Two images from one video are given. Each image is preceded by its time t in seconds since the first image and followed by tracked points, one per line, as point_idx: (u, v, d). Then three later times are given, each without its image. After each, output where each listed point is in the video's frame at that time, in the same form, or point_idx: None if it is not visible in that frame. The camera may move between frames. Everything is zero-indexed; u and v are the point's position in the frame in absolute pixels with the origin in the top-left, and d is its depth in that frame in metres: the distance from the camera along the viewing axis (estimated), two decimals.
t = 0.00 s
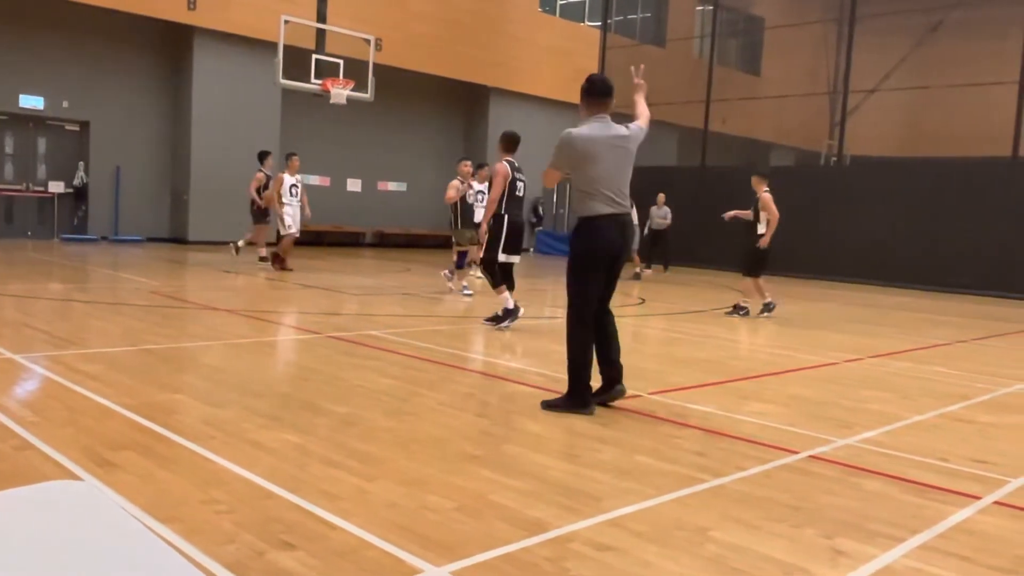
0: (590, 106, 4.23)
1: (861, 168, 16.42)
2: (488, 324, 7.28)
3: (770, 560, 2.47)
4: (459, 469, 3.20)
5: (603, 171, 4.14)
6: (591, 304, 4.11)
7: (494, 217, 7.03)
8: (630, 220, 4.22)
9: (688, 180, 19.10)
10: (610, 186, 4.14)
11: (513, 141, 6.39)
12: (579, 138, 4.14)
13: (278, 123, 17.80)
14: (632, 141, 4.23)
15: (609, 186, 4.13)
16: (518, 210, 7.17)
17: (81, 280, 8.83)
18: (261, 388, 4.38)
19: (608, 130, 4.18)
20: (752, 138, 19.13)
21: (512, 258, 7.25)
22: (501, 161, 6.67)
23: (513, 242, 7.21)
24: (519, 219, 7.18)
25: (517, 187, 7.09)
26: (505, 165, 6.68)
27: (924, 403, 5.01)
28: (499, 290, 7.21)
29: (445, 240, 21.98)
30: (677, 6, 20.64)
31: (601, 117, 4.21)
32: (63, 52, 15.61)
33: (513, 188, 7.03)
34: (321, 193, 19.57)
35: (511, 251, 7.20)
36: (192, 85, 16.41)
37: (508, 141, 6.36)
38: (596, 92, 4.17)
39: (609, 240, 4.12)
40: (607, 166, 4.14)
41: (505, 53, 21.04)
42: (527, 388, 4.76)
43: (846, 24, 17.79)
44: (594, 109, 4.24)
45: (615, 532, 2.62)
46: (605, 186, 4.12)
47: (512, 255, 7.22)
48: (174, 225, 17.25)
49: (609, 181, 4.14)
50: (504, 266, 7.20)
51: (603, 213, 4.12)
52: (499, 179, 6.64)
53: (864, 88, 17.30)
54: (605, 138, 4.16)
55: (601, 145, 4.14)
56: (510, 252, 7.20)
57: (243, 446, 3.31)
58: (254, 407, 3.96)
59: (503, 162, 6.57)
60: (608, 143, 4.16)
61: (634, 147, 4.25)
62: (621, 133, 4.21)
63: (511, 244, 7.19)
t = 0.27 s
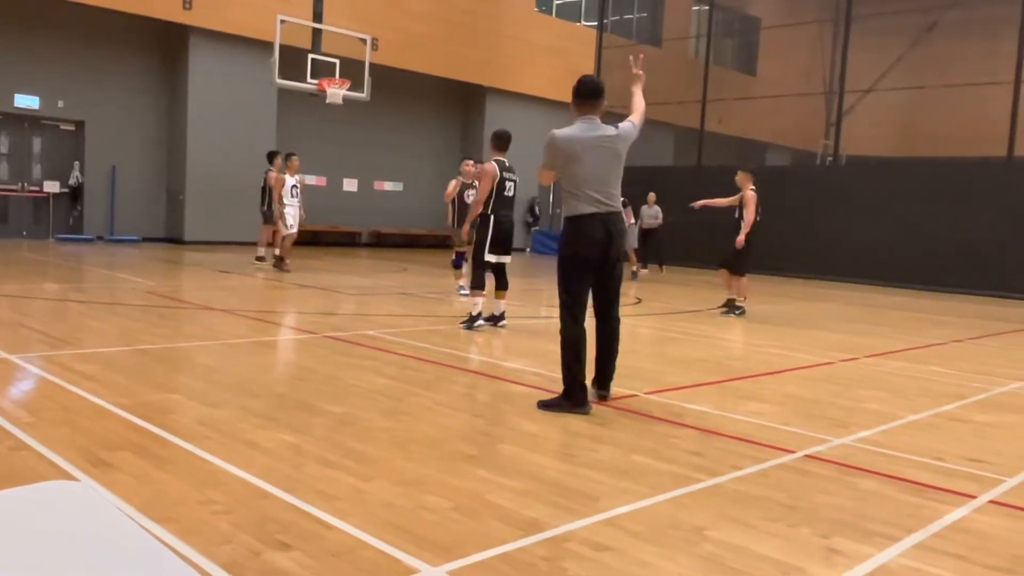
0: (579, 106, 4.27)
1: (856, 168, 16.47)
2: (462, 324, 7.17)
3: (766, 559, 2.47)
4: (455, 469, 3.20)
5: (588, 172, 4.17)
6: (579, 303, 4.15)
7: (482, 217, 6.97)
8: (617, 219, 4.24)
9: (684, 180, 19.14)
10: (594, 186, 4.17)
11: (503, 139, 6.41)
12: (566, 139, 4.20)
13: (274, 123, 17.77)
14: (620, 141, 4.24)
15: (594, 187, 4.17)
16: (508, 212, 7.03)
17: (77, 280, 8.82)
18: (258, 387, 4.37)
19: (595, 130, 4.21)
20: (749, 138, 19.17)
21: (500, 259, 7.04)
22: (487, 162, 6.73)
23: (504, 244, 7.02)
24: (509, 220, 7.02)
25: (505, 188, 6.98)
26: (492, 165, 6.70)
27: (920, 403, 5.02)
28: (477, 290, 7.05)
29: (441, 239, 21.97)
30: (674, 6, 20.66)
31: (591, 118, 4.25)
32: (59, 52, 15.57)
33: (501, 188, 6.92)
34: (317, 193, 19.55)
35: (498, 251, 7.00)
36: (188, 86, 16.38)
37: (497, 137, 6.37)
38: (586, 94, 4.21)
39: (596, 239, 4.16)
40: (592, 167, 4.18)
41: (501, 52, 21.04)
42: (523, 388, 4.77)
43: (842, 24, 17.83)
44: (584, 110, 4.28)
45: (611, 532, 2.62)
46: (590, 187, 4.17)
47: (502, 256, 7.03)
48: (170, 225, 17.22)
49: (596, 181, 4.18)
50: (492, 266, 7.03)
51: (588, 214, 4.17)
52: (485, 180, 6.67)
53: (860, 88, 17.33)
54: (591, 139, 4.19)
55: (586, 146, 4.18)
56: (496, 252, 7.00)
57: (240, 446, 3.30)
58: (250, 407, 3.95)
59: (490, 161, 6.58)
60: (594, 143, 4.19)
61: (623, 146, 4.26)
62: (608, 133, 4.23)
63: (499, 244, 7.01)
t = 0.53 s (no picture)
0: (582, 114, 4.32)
1: (849, 167, 16.53)
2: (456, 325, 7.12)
3: (760, 558, 2.48)
4: (449, 469, 3.19)
5: (586, 177, 4.19)
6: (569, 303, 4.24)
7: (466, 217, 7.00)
8: (615, 224, 4.23)
9: (677, 179, 19.17)
10: (591, 192, 4.19)
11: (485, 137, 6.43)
12: (567, 146, 4.25)
13: (268, 122, 17.73)
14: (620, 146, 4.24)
15: (591, 192, 4.19)
16: (495, 210, 7.00)
17: (69, 280, 8.79)
18: (251, 387, 4.36)
19: (595, 137, 4.24)
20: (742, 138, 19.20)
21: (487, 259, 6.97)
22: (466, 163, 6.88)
23: (490, 243, 6.99)
24: (495, 219, 6.99)
25: (487, 185, 6.96)
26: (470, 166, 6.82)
27: (912, 402, 5.03)
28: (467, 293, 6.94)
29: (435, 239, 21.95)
30: (667, 6, 20.69)
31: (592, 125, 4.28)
32: (51, 51, 15.52)
33: (483, 186, 6.96)
34: (310, 192, 19.51)
35: (483, 251, 6.94)
36: (181, 85, 16.33)
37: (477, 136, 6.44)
38: (587, 101, 4.24)
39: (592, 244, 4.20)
40: (591, 173, 4.19)
41: (495, 52, 21.03)
42: (517, 387, 4.76)
43: (835, 24, 17.87)
44: (588, 118, 4.32)
45: (605, 531, 2.62)
46: (586, 193, 4.19)
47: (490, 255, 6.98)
48: (163, 225, 17.17)
49: (595, 187, 4.20)
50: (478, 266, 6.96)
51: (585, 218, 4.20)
52: (464, 179, 6.79)
53: (853, 88, 17.37)
54: (590, 146, 4.22)
55: (586, 152, 4.21)
56: (481, 251, 6.94)
57: (234, 446, 3.30)
58: (243, 407, 3.94)
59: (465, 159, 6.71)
60: (593, 150, 4.21)
61: (623, 152, 4.26)
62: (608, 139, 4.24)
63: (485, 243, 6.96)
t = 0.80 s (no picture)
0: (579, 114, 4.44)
1: (843, 167, 16.55)
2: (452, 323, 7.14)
3: (755, 557, 2.48)
4: (443, 469, 3.19)
5: (588, 176, 4.34)
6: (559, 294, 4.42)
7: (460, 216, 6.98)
8: (613, 221, 4.41)
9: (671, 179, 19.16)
10: (593, 191, 4.35)
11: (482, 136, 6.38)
12: (567, 145, 4.37)
13: (262, 122, 17.70)
14: (619, 146, 4.42)
15: (593, 191, 4.35)
16: (489, 208, 6.95)
17: (63, 280, 8.76)
18: (246, 387, 4.36)
19: (594, 138, 4.40)
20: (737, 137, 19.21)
21: (483, 258, 6.98)
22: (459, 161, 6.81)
23: (485, 241, 6.98)
24: (490, 217, 6.95)
25: (479, 183, 6.92)
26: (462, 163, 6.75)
27: (905, 401, 5.05)
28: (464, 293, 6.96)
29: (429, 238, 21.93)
30: (662, 6, 20.69)
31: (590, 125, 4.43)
32: (44, 50, 15.46)
33: (475, 184, 6.91)
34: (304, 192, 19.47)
35: (476, 250, 6.96)
36: (175, 84, 16.29)
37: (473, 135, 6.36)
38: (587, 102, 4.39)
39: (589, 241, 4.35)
40: (593, 172, 4.35)
41: (489, 51, 21.02)
42: (512, 387, 4.76)
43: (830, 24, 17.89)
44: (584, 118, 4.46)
45: (600, 531, 2.62)
46: (588, 191, 4.35)
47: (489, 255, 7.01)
48: (157, 224, 17.12)
49: (594, 186, 4.35)
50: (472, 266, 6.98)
51: (587, 216, 4.35)
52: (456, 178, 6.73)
53: (848, 88, 17.38)
54: (590, 145, 4.38)
55: (586, 152, 4.36)
56: (475, 251, 6.96)
57: (228, 446, 3.29)
58: (238, 406, 3.94)
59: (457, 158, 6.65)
60: (593, 150, 4.37)
61: (621, 152, 4.44)
62: (607, 139, 4.41)
63: (479, 243, 6.97)
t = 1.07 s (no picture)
0: (557, 119, 4.57)
1: (837, 167, 16.58)
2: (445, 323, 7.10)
3: (748, 556, 2.49)
4: (436, 468, 3.19)
5: (570, 179, 4.48)
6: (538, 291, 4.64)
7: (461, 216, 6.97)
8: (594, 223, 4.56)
9: (664, 179, 19.16)
10: (576, 193, 4.50)
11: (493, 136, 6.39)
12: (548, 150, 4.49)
13: (254, 121, 17.65)
14: (597, 150, 4.58)
15: (575, 193, 4.50)
16: (491, 210, 6.92)
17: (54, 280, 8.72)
18: (238, 387, 4.34)
19: (573, 142, 4.55)
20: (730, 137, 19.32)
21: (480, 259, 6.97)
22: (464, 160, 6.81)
23: (484, 243, 6.95)
24: (491, 219, 6.92)
25: (483, 184, 6.88)
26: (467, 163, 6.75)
27: (897, 400, 5.07)
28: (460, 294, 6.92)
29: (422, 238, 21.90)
30: (655, 6, 20.73)
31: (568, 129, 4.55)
32: (35, 48, 15.37)
33: (479, 185, 6.89)
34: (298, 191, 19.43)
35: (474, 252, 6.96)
36: (167, 83, 16.23)
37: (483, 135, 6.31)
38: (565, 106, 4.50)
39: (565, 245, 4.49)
40: (574, 175, 4.49)
41: (482, 51, 21.02)
42: (504, 386, 4.76)
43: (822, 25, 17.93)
44: (561, 122, 4.59)
45: (593, 530, 2.62)
46: (570, 194, 4.49)
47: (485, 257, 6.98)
48: (149, 224, 17.05)
49: (574, 190, 4.50)
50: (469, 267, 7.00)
51: (570, 218, 4.49)
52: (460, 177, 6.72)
53: (840, 87, 17.44)
54: (570, 150, 4.52)
55: (567, 155, 4.50)
56: (472, 252, 6.96)
57: (220, 447, 3.28)
58: (230, 406, 3.93)
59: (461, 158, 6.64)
60: (573, 153, 4.51)
61: (599, 155, 4.61)
62: (586, 143, 4.56)
63: (476, 244, 6.94)
